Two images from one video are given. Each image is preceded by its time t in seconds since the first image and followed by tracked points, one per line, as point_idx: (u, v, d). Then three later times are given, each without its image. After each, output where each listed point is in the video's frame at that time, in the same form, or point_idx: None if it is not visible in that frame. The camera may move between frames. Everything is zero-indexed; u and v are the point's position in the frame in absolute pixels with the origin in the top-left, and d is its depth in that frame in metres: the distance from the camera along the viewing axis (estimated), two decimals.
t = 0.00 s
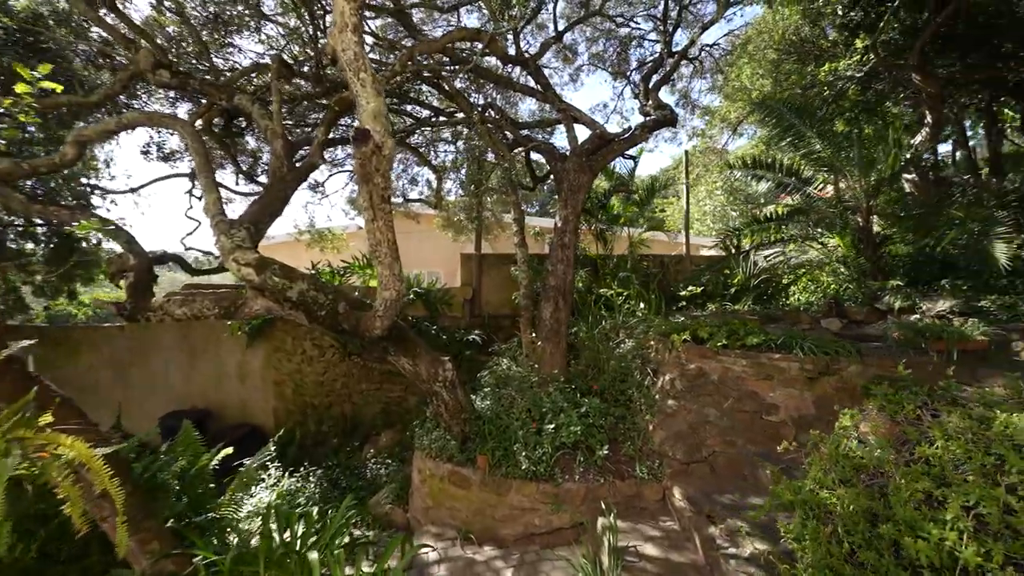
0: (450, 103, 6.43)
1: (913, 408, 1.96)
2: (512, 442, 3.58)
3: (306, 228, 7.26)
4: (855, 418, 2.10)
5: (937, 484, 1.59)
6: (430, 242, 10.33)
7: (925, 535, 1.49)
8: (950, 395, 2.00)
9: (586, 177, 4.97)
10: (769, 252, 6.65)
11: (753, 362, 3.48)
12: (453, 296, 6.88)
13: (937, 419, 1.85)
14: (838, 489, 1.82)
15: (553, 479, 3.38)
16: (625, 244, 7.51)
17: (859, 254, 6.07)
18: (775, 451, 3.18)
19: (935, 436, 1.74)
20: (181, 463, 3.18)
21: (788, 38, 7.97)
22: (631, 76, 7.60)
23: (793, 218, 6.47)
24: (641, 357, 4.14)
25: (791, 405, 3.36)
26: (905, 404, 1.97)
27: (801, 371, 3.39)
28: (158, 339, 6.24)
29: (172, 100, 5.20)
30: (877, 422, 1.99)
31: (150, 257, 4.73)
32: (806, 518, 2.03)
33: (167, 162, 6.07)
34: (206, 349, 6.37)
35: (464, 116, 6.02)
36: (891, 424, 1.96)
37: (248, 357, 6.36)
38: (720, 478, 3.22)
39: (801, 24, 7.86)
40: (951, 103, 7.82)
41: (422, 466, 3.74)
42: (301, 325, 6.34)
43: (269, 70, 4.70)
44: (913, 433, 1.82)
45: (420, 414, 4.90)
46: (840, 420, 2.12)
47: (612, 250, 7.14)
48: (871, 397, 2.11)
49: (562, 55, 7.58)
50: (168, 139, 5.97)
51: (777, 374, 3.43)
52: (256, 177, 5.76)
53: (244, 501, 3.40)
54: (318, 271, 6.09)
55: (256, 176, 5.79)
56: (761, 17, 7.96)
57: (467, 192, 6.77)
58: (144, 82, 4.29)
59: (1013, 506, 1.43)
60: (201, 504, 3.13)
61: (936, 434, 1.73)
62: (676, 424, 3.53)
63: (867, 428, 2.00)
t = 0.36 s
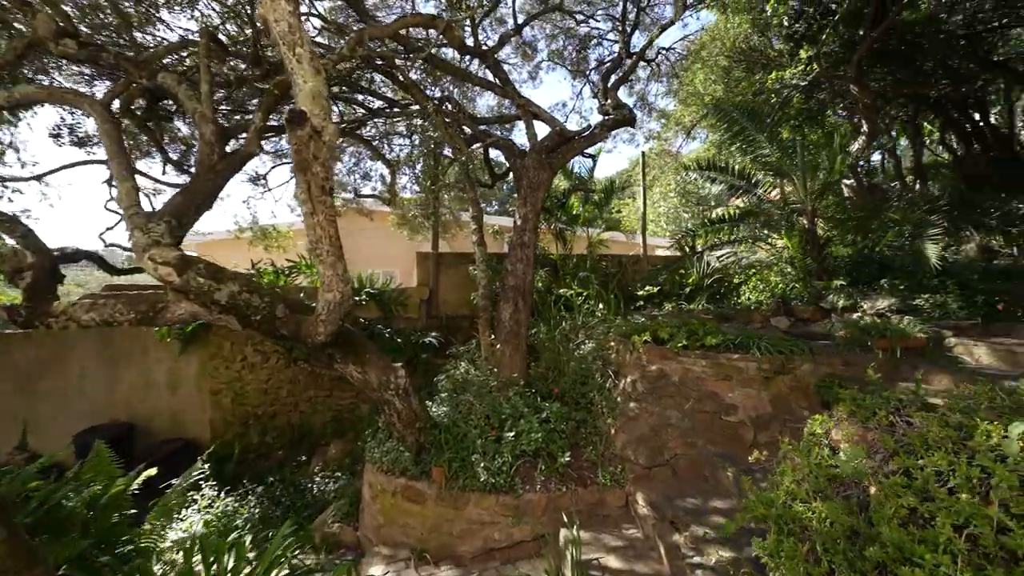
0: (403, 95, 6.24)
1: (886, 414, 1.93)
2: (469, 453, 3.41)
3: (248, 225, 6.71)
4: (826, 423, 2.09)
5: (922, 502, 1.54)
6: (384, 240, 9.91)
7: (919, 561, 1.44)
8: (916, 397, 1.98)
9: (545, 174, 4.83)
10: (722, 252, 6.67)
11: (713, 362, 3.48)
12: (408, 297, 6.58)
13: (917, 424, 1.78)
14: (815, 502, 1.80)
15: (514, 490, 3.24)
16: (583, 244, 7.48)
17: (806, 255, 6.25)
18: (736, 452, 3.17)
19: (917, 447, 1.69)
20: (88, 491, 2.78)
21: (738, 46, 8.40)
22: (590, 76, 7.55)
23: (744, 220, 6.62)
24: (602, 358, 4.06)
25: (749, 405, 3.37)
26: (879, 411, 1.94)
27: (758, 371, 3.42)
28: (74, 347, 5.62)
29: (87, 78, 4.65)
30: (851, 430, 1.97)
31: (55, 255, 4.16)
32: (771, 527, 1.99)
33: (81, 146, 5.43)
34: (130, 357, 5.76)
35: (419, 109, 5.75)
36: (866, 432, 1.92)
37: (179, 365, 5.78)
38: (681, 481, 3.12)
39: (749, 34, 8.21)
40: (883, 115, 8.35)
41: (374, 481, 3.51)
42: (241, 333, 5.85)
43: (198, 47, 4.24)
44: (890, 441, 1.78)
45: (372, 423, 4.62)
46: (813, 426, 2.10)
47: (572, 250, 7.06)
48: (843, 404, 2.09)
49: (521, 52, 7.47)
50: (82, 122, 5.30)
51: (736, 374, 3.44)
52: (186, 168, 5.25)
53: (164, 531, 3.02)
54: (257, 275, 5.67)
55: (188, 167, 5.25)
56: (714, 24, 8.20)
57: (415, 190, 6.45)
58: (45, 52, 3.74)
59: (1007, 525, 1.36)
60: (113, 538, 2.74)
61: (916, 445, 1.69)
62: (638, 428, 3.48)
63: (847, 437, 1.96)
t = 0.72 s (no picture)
0: (358, 84, 5.91)
1: (870, 425, 1.94)
2: (429, 466, 3.22)
3: (187, 220, 6.13)
4: (806, 431, 2.07)
5: (917, 524, 1.53)
6: (340, 238, 9.54)
7: None
8: (898, 407, 1.99)
9: (510, 170, 4.65)
10: (681, 253, 6.86)
11: (680, 364, 3.43)
12: (365, 298, 6.25)
13: (908, 439, 1.80)
14: (800, 522, 1.73)
15: (477, 504, 3.08)
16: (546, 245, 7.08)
17: (764, 255, 6.43)
18: (703, 456, 3.12)
19: (907, 462, 1.71)
20: None
21: (698, 50, 8.58)
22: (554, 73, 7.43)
23: (704, 221, 6.70)
24: (567, 361, 3.95)
25: (715, 406, 3.34)
26: (862, 421, 1.94)
27: (723, 372, 3.39)
28: None
29: None
30: (832, 439, 1.97)
31: None
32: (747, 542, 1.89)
33: None
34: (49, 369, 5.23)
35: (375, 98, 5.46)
36: (847, 440, 1.93)
37: (105, 378, 5.24)
38: (649, 488, 3.06)
39: (709, 39, 8.41)
40: (831, 122, 8.72)
41: (325, 500, 3.26)
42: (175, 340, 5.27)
43: (122, 19, 3.79)
44: (877, 453, 1.79)
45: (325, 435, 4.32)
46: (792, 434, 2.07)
47: (536, 250, 6.92)
48: (822, 413, 2.08)
49: (484, 46, 7.29)
50: None
51: (702, 375, 3.40)
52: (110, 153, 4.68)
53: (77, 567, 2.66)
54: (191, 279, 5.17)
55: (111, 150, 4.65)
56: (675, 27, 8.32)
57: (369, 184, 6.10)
58: None
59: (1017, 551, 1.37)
60: None
61: (909, 461, 1.70)
62: (605, 433, 3.39)
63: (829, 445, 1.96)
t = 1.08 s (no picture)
0: (317, 71, 5.53)
1: (865, 430, 1.83)
2: (390, 479, 3.02)
3: (122, 212, 5.65)
4: (797, 440, 1.98)
5: (938, 546, 1.41)
6: (298, 235, 9.12)
7: None
8: (890, 410, 1.92)
9: (477, 164, 4.45)
10: (647, 253, 6.76)
11: (652, 364, 3.35)
12: (323, 298, 5.90)
13: (911, 446, 1.70)
14: (796, 539, 1.67)
15: (444, 519, 2.88)
16: (514, 243, 6.98)
17: (729, 254, 6.52)
18: (676, 458, 3.04)
19: (916, 471, 1.60)
20: None
21: (663, 52, 8.65)
22: (522, 67, 7.27)
23: (671, 220, 6.73)
24: (537, 362, 3.80)
25: (688, 406, 3.28)
26: (856, 426, 1.83)
27: (695, 371, 3.33)
28: None
29: None
30: (828, 448, 1.85)
31: None
32: (736, 558, 1.85)
33: None
34: None
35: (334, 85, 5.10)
36: (846, 448, 1.81)
37: (23, 388, 4.66)
38: (624, 493, 2.97)
39: (674, 41, 8.52)
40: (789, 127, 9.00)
41: (274, 519, 2.99)
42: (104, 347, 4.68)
43: None
44: (881, 462, 1.68)
45: (277, 446, 4.00)
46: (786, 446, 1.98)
47: (504, 248, 6.71)
48: (813, 417, 1.97)
49: (450, 38, 7.06)
50: None
51: (674, 376, 3.33)
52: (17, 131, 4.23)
53: None
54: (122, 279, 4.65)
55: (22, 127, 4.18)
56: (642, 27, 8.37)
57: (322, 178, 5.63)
58: None
59: None
60: None
61: (919, 472, 1.59)
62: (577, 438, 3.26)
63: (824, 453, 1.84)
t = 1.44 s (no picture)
0: (274, 54, 5.06)
1: (874, 436, 1.77)
2: (352, 495, 2.80)
3: (49, 203, 5.09)
4: (799, 448, 1.92)
5: (973, 565, 1.32)
6: (255, 233, 8.58)
7: None
8: (895, 417, 1.87)
9: (446, 157, 4.23)
10: (615, 252, 6.82)
11: (629, 364, 3.27)
12: (281, 298, 5.54)
13: (928, 457, 1.63)
14: (806, 559, 1.54)
15: (412, 537, 2.69)
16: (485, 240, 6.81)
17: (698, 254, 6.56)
18: (655, 461, 2.96)
19: (939, 483, 1.53)
20: None
21: (633, 52, 8.65)
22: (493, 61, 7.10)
23: (641, 219, 6.73)
24: (510, 364, 3.64)
25: (665, 407, 3.21)
26: (865, 432, 1.77)
27: (672, 371, 3.27)
28: None
29: None
30: (834, 456, 1.77)
31: None
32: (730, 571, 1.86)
33: None
34: None
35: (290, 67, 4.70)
36: (857, 456, 1.72)
37: None
38: (602, 501, 2.86)
39: (643, 42, 8.55)
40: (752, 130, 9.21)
41: (221, 543, 2.77)
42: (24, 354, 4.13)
43: None
44: (898, 473, 1.61)
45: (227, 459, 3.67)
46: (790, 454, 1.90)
47: (474, 246, 6.47)
48: (818, 421, 1.92)
49: (418, 28, 6.80)
50: None
51: (651, 376, 3.26)
52: None
53: None
54: (46, 278, 4.18)
55: None
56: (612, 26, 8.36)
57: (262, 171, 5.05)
58: None
59: None
60: None
61: (942, 479, 1.53)
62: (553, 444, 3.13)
63: (831, 460, 1.76)
